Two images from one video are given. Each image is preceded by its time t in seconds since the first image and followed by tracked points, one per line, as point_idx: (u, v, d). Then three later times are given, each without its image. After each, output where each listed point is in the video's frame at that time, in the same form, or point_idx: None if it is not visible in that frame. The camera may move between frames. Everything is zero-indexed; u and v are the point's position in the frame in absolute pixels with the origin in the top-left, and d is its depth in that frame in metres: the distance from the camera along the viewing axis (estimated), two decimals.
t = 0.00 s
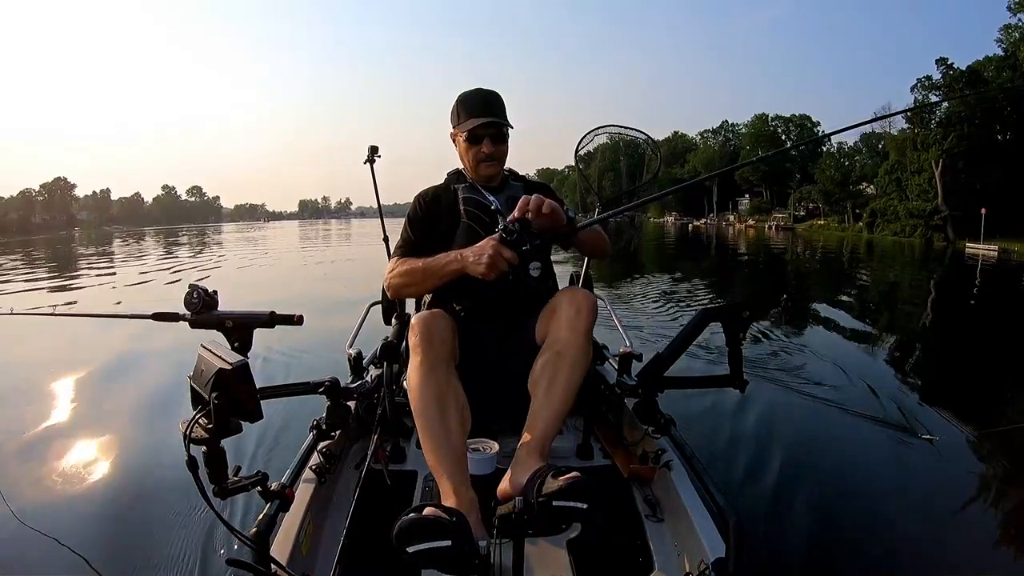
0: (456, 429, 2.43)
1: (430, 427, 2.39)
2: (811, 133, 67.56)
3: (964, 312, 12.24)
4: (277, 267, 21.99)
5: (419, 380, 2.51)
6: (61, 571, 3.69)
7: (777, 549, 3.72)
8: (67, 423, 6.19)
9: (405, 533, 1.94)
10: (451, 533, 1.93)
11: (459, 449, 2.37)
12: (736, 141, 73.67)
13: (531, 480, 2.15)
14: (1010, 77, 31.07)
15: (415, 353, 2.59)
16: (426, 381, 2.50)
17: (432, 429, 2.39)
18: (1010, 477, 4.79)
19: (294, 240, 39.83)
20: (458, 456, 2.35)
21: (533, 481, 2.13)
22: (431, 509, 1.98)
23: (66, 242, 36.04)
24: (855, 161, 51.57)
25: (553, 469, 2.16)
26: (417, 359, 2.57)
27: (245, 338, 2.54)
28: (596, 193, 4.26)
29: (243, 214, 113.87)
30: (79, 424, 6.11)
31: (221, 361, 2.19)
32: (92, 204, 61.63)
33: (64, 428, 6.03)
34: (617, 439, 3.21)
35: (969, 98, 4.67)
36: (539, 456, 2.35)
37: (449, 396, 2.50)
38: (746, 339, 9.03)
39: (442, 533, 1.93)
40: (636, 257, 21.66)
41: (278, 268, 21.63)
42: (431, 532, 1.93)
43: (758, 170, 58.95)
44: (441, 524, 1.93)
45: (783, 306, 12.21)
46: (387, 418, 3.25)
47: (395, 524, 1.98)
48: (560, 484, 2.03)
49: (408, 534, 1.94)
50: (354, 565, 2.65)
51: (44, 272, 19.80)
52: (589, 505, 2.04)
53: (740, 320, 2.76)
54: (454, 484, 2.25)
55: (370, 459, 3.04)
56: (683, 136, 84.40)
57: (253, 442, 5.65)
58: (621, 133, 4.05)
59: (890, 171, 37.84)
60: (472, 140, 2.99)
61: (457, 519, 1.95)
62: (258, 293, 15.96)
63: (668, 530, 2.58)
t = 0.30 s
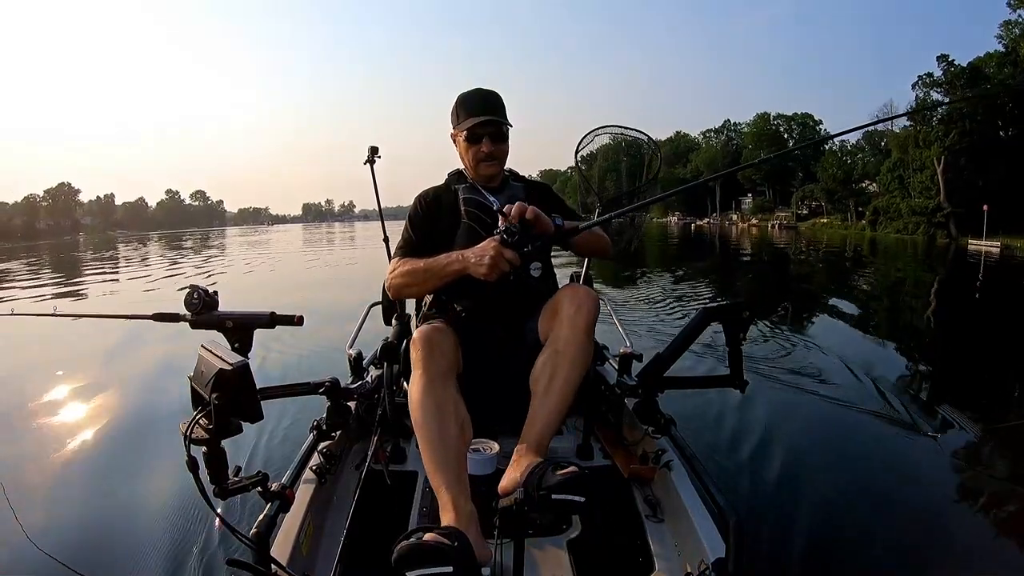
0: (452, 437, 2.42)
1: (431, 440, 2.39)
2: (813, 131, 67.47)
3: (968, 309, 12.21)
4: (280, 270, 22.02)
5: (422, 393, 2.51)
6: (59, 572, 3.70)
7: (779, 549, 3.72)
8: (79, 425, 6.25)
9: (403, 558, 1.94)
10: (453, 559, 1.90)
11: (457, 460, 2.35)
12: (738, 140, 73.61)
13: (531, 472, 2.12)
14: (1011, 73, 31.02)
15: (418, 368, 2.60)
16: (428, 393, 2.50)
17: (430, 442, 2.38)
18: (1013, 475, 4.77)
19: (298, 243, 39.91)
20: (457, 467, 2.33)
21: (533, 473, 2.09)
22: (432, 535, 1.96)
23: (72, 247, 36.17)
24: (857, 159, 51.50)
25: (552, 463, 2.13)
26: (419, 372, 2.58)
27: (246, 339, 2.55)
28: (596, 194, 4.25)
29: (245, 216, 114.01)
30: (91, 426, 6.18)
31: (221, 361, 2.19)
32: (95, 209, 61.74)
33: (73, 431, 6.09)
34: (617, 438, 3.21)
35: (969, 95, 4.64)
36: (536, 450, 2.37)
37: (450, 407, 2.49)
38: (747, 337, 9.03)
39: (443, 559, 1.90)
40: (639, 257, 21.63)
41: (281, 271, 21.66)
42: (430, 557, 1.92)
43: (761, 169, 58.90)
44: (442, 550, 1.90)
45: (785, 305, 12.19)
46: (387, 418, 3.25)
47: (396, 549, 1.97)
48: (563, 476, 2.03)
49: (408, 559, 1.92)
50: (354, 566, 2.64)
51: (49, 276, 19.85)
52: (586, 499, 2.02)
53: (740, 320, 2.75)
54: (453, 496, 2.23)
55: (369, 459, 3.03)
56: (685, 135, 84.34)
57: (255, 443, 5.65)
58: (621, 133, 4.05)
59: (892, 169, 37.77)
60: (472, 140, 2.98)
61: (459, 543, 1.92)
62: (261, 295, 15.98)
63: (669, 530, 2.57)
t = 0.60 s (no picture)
0: (453, 431, 2.39)
1: (429, 422, 2.39)
2: (815, 130, 67.39)
3: (971, 308, 12.18)
4: (283, 270, 22.04)
5: (417, 373, 2.49)
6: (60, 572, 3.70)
7: (779, 548, 3.71)
8: (94, 423, 6.28)
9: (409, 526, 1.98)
10: (456, 526, 1.95)
11: (456, 442, 2.37)
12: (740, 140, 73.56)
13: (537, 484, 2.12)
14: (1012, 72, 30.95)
15: (413, 341, 2.58)
16: (424, 373, 2.49)
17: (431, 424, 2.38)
18: (1013, 473, 4.76)
19: (301, 243, 39.97)
20: (456, 447, 2.35)
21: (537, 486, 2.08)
22: (438, 504, 2.01)
23: (77, 247, 36.22)
24: (860, 158, 51.43)
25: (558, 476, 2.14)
26: (414, 345, 2.56)
27: (245, 339, 2.54)
28: (596, 194, 4.25)
29: (248, 216, 114.15)
30: (93, 426, 6.21)
31: (221, 361, 2.19)
32: (99, 209, 61.62)
33: (82, 429, 6.14)
34: (617, 439, 3.20)
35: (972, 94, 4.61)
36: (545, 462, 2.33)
37: (447, 390, 2.48)
38: (748, 336, 9.02)
39: (447, 527, 1.95)
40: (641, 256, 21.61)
41: (284, 271, 21.68)
42: (433, 525, 1.96)
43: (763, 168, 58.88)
44: (446, 518, 1.96)
45: (788, 304, 12.17)
46: (387, 418, 3.25)
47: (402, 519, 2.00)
48: (569, 486, 2.03)
49: (413, 527, 1.97)
50: (354, 566, 2.64)
51: (53, 277, 19.90)
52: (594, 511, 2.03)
53: (740, 320, 2.74)
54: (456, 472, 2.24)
55: (369, 459, 3.03)
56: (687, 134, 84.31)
57: (256, 443, 5.65)
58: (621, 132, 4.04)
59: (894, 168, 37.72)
60: (475, 138, 2.98)
61: (463, 513, 1.97)
62: (263, 295, 15.99)
63: (669, 530, 2.57)
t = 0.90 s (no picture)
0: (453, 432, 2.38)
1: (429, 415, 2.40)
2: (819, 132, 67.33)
3: (973, 313, 12.16)
4: (285, 266, 22.06)
5: (412, 365, 2.47)
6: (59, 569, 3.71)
7: (777, 549, 3.71)
8: (92, 421, 6.29)
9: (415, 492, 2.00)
10: (457, 491, 1.95)
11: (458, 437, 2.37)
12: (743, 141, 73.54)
13: (544, 510, 2.04)
14: (1018, 76, 30.79)
15: (403, 323, 2.52)
16: (420, 364, 2.47)
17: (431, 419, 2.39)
18: (1015, 479, 4.74)
19: (304, 239, 40.01)
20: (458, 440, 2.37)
21: (543, 513, 2.04)
22: (439, 471, 2.01)
23: (81, 241, 36.27)
24: (863, 161, 51.38)
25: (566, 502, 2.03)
26: (405, 328, 2.51)
27: (245, 338, 2.54)
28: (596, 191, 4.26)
29: (250, 214, 114.29)
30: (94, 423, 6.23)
31: (220, 360, 2.18)
32: (102, 203, 61.52)
33: (84, 427, 6.17)
34: (617, 439, 3.18)
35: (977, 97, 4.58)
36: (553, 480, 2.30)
37: (445, 385, 2.47)
38: (749, 338, 9.00)
39: (447, 492, 1.96)
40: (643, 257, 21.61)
41: (286, 268, 21.70)
42: (435, 492, 1.97)
43: (766, 169, 58.85)
44: (447, 485, 1.96)
45: (789, 306, 12.16)
46: (386, 417, 3.24)
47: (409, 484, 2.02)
48: (576, 521, 1.90)
49: (419, 493, 1.98)
50: (353, 565, 2.64)
51: (56, 271, 19.94)
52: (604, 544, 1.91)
53: (740, 320, 2.73)
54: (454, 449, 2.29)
55: (369, 458, 3.02)
56: (691, 135, 84.30)
57: (256, 441, 5.64)
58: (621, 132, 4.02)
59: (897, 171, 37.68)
60: (507, 133, 2.96)
61: (463, 480, 1.97)
62: (265, 292, 16.00)
63: (668, 530, 2.56)
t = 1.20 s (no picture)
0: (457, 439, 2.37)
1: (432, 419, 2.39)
2: (823, 135, 67.29)
3: (976, 315, 12.14)
4: (289, 267, 22.11)
5: (411, 366, 2.46)
6: (60, 569, 3.72)
7: (776, 550, 3.70)
8: (96, 418, 6.33)
9: (417, 486, 1.98)
10: (457, 482, 1.94)
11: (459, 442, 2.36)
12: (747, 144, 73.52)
13: (547, 527, 2.02)
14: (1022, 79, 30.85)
15: (402, 329, 2.50)
16: (420, 366, 2.46)
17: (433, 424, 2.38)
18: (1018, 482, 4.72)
19: (308, 240, 40.08)
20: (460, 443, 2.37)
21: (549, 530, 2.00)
22: (441, 463, 2.01)
23: (87, 241, 36.36)
24: (866, 163, 51.33)
25: (570, 521, 2.02)
26: (405, 331, 2.49)
27: (245, 338, 2.54)
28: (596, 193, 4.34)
29: (255, 215, 114.52)
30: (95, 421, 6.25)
31: (221, 360, 2.18)
32: (107, 203, 61.67)
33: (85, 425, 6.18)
34: (617, 439, 3.17)
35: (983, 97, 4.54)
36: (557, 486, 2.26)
37: (445, 389, 2.46)
38: (749, 339, 9.00)
39: (448, 483, 1.95)
40: (647, 259, 21.62)
41: (289, 268, 21.74)
42: (436, 483, 1.96)
43: (770, 171, 58.82)
44: (448, 476, 1.95)
45: (792, 308, 12.14)
46: (387, 417, 3.25)
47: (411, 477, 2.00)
48: (580, 540, 1.86)
49: (421, 485, 1.97)
50: (352, 564, 2.64)
51: (62, 270, 20.01)
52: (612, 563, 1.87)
53: (740, 320, 2.73)
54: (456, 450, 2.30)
55: (369, 459, 3.02)
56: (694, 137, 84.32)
57: (256, 441, 5.64)
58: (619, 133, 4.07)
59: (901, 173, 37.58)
60: (523, 138, 2.99)
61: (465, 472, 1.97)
62: (269, 292, 16.02)
63: (668, 531, 2.56)
